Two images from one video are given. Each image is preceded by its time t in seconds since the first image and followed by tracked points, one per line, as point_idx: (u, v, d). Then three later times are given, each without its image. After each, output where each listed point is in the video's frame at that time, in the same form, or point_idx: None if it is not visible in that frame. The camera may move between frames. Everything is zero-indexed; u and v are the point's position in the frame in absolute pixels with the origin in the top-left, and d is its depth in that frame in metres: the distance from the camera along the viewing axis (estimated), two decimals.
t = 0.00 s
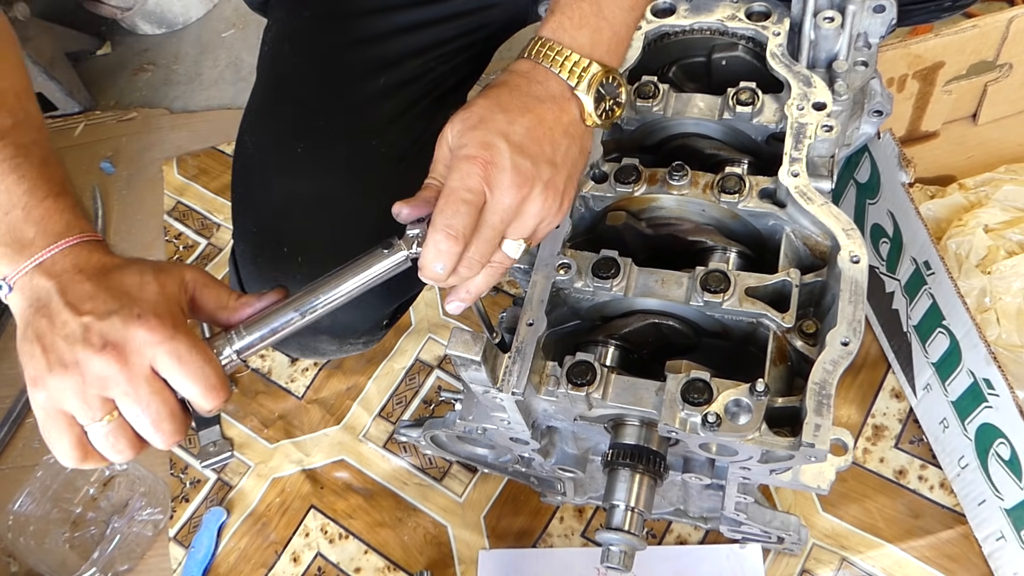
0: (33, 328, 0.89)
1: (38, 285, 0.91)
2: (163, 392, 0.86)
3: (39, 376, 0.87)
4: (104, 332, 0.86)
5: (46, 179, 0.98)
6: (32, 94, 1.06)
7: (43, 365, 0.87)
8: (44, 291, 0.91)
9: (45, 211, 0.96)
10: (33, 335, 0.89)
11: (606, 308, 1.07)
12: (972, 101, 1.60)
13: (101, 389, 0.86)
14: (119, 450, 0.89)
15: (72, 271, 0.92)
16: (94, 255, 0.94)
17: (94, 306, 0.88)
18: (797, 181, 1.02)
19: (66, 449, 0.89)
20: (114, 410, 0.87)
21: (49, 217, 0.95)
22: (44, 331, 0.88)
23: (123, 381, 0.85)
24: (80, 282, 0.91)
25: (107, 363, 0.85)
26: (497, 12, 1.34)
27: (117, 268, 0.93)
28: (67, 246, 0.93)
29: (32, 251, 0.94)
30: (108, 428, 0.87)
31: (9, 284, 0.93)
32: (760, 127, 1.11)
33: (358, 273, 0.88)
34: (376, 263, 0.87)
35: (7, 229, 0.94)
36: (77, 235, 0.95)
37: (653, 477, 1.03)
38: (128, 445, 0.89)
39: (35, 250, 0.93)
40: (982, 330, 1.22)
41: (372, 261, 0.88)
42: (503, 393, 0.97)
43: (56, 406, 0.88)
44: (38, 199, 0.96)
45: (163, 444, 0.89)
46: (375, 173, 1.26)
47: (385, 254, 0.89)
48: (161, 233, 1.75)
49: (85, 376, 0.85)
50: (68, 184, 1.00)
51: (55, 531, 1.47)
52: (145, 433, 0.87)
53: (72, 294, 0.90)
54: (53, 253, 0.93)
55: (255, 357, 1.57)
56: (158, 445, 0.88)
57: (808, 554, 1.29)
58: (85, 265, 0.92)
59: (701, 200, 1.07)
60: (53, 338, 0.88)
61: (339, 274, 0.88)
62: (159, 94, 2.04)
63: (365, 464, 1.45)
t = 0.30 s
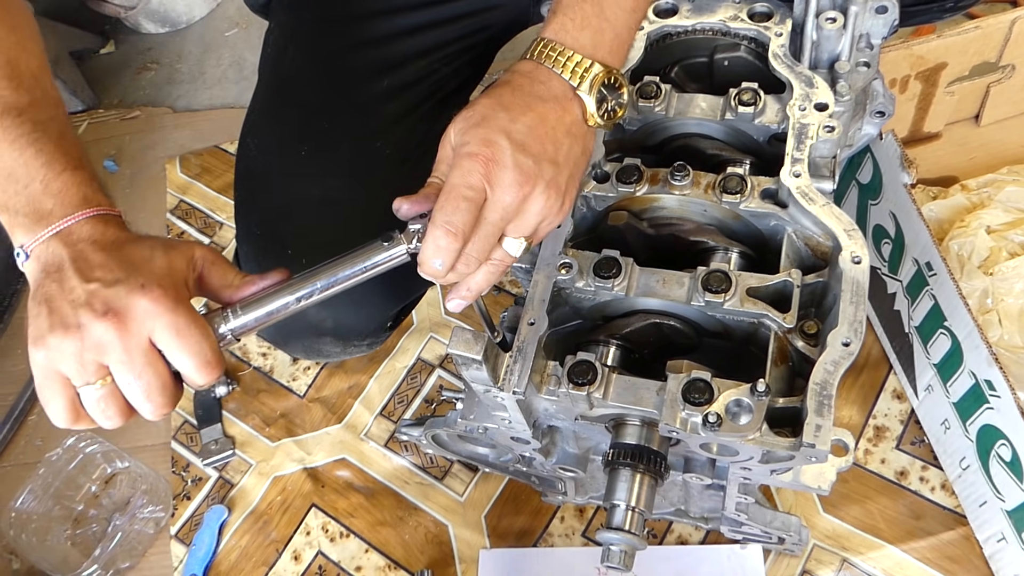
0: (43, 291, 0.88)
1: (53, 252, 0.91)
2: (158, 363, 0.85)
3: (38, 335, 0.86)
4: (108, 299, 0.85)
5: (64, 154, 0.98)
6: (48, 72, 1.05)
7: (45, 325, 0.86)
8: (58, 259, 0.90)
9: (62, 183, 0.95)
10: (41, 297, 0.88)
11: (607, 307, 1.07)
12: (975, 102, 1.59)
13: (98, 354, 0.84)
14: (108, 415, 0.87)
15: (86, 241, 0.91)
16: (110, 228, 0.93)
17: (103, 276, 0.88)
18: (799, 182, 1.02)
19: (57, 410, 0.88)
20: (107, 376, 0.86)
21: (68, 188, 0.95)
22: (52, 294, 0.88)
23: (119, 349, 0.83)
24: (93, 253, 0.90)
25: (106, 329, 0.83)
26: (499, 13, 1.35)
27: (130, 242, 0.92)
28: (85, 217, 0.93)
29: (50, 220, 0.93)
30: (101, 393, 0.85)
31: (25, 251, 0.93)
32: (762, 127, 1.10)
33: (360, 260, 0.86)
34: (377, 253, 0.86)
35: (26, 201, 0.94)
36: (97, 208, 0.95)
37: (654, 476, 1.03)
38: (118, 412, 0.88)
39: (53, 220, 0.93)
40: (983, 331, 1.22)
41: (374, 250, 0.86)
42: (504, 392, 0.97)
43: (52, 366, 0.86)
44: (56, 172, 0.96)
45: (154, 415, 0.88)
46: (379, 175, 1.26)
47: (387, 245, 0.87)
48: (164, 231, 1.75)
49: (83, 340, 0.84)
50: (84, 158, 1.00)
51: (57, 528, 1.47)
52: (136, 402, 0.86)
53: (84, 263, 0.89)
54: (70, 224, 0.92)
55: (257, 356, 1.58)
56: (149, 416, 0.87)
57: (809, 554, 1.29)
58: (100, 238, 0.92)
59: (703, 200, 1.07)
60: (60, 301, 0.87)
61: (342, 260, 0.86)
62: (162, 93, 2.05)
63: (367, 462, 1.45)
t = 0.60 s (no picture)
0: (44, 284, 0.88)
1: (55, 245, 0.91)
2: (155, 360, 0.85)
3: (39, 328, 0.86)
4: (107, 295, 0.85)
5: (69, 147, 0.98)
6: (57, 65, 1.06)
7: (44, 318, 0.86)
8: (59, 251, 0.90)
9: (65, 175, 0.95)
10: (43, 290, 0.88)
11: (606, 307, 1.07)
12: (973, 100, 1.59)
13: (95, 349, 0.84)
14: (103, 409, 0.87)
15: (89, 233, 0.91)
16: (112, 220, 0.93)
17: (103, 269, 0.87)
18: (797, 180, 1.02)
19: (55, 404, 0.88)
20: (104, 370, 0.86)
21: (69, 180, 0.95)
22: (53, 287, 0.88)
23: (116, 345, 0.84)
24: (94, 247, 0.90)
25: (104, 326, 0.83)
26: (493, 16, 1.36)
27: (131, 237, 0.91)
28: (88, 209, 0.93)
29: (53, 213, 0.93)
30: (97, 388, 0.86)
31: (29, 243, 0.93)
32: (760, 126, 1.11)
33: (357, 262, 0.86)
34: (375, 254, 0.86)
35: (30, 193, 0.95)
36: (102, 199, 0.94)
37: (653, 476, 1.03)
38: (114, 407, 0.87)
39: (57, 211, 0.93)
40: (983, 328, 1.22)
41: (372, 251, 0.87)
42: (504, 393, 0.97)
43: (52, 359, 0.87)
44: (60, 164, 0.96)
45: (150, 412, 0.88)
46: (375, 180, 1.26)
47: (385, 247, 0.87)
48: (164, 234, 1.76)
49: (82, 334, 0.84)
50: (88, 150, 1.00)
51: (59, 531, 1.47)
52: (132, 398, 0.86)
53: (85, 258, 0.89)
54: (73, 216, 0.92)
55: (258, 358, 1.58)
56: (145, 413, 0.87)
57: (810, 552, 1.29)
58: (103, 233, 0.91)
59: (701, 200, 1.07)
60: (61, 295, 0.87)
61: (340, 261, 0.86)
62: (162, 97, 2.05)
63: (368, 464, 1.45)
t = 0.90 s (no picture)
0: (31, 368, 0.85)
1: (26, 316, 0.86)
2: (168, 422, 0.81)
3: (45, 419, 0.84)
4: (96, 368, 0.82)
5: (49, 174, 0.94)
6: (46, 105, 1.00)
7: (45, 408, 0.84)
8: (33, 325, 0.86)
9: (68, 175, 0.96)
10: (32, 375, 0.85)
11: (608, 307, 1.07)
12: (976, 100, 1.59)
13: (104, 424, 0.81)
14: (130, 486, 0.82)
15: (61, 298, 0.86)
16: (81, 276, 0.88)
17: (85, 342, 0.83)
18: (798, 180, 1.02)
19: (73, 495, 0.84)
20: (121, 445, 0.82)
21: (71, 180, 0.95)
22: (43, 371, 0.84)
23: (124, 416, 0.81)
24: (69, 307, 0.86)
25: (105, 400, 0.81)
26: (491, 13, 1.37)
27: (103, 292, 0.88)
28: (52, 270, 0.88)
29: (19, 276, 0.88)
30: (115, 465, 0.82)
31: None
32: (761, 127, 1.11)
33: (356, 277, 0.87)
34: (373, 262, 0.86)
35: None
36: (63, 256, 0.89)
37: (654, 475, 1.03)
38: (136, 483, 0.83)
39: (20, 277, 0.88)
40: (984, 329, 1.22)
41: (366, 262, 0.87)
42: (505, 392, 0.97)
43: (65, 446, 0.84)
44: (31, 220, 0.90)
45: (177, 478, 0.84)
46: (369, 173, 1.26)
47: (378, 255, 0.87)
48: (167, 233, 1.76)
49: (85, 416, 0.82)
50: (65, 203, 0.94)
51: (61, 530, 1.48)
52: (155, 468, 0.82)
53: (62, 326, 0.85)
54: (38, 279, 0.87)
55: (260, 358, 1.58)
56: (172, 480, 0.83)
57: (812, 553, 1.29)
58: (72, 292, 0.87)
59: (702, 199, 1.07)
60: (50, 377, 0.84)
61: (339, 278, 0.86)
62: (165, 97, 2.06)
63: (369, 463, 1.46)
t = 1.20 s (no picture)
0: (22, 263, 0.74)
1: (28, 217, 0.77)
2: (161, 308, 0.68)
3: (24, 316, 0.71)
4: (84, 249, 0.71)
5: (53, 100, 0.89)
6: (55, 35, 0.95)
7: (26, 302, 0.71)
8: (33, 223, 0.77)
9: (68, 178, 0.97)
10: (22, 270, 0.74)
11: (607, 307, 1.07)
12: (976, 100, 1.59)
13: (85, 311, 0.68)
14: (112, 389, 0.67)
15: (62, 191, 0.78)
16: (85, 172, 0.80)
17: (78, 225, 0.73)
18: (797, 180, 1.02)
19: (47, 410, 0.70)
20: (105, 338, 0.68)
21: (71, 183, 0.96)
22: (31, 264, 0.73)
23: (110, 300, 0.67)
24: (70, 200, 0.76)
25: (89, 280, 0.68)
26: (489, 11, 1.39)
27: (112, 185, 0.78)
28: (56, 166, 0.80)
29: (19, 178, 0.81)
30: (93, 360, 0.67)
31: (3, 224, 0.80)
32: (760, 127, 1.11)
33: (427, 165, 0.77)
34: (447, 149, 0.77)
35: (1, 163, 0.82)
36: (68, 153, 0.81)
37: (654, 476, 1.03)
38: (119, 389, 0.67)
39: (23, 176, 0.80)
40: (984, 329, 1.22)
41: (437, 150, 0.77)
42: (504, 392, 0.97)
43: (39, 347, 0.70)
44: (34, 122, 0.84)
45: (171, 385, 0.69)
46: (366, 168, 1.26)
47: (449, 144, 0.78)
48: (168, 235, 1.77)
49: (65, 302, 0.69)
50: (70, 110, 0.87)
51: (63, 531, 1.48)
52: (147, 367, 0.67)
53: (60, 219, 0.75)
54: (40, 177, 0.80)
55: (261, 359, 1.59)
56: (167, 385, 0.68)
57: (812, 553, 1.30)
58: (76, 186, 0.78)
59: (701, 200, 1.07)
60: (38, 270, 0.72)
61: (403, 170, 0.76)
62: (166, 99, 2.07)
63: (371, 464, 1.46)
